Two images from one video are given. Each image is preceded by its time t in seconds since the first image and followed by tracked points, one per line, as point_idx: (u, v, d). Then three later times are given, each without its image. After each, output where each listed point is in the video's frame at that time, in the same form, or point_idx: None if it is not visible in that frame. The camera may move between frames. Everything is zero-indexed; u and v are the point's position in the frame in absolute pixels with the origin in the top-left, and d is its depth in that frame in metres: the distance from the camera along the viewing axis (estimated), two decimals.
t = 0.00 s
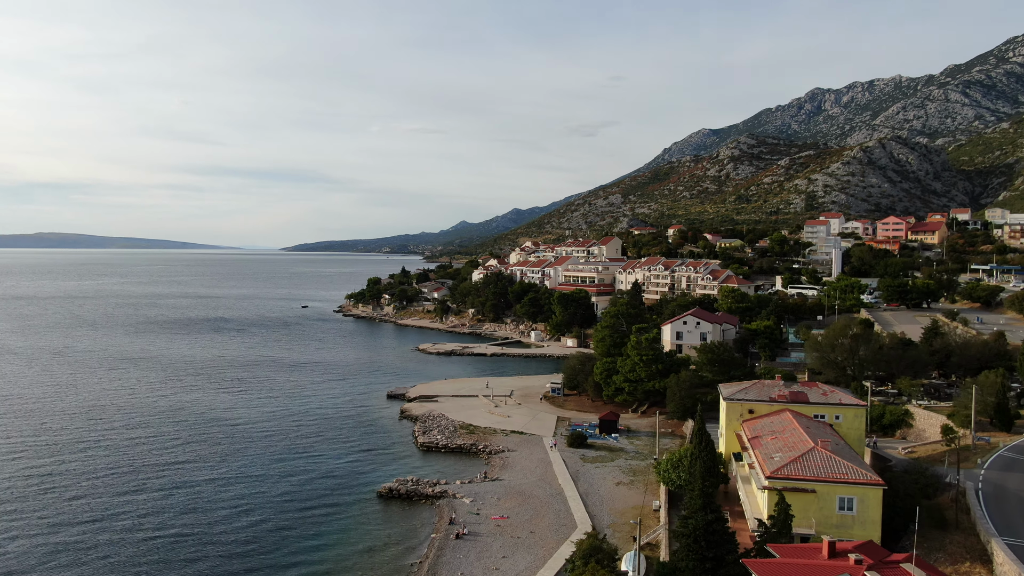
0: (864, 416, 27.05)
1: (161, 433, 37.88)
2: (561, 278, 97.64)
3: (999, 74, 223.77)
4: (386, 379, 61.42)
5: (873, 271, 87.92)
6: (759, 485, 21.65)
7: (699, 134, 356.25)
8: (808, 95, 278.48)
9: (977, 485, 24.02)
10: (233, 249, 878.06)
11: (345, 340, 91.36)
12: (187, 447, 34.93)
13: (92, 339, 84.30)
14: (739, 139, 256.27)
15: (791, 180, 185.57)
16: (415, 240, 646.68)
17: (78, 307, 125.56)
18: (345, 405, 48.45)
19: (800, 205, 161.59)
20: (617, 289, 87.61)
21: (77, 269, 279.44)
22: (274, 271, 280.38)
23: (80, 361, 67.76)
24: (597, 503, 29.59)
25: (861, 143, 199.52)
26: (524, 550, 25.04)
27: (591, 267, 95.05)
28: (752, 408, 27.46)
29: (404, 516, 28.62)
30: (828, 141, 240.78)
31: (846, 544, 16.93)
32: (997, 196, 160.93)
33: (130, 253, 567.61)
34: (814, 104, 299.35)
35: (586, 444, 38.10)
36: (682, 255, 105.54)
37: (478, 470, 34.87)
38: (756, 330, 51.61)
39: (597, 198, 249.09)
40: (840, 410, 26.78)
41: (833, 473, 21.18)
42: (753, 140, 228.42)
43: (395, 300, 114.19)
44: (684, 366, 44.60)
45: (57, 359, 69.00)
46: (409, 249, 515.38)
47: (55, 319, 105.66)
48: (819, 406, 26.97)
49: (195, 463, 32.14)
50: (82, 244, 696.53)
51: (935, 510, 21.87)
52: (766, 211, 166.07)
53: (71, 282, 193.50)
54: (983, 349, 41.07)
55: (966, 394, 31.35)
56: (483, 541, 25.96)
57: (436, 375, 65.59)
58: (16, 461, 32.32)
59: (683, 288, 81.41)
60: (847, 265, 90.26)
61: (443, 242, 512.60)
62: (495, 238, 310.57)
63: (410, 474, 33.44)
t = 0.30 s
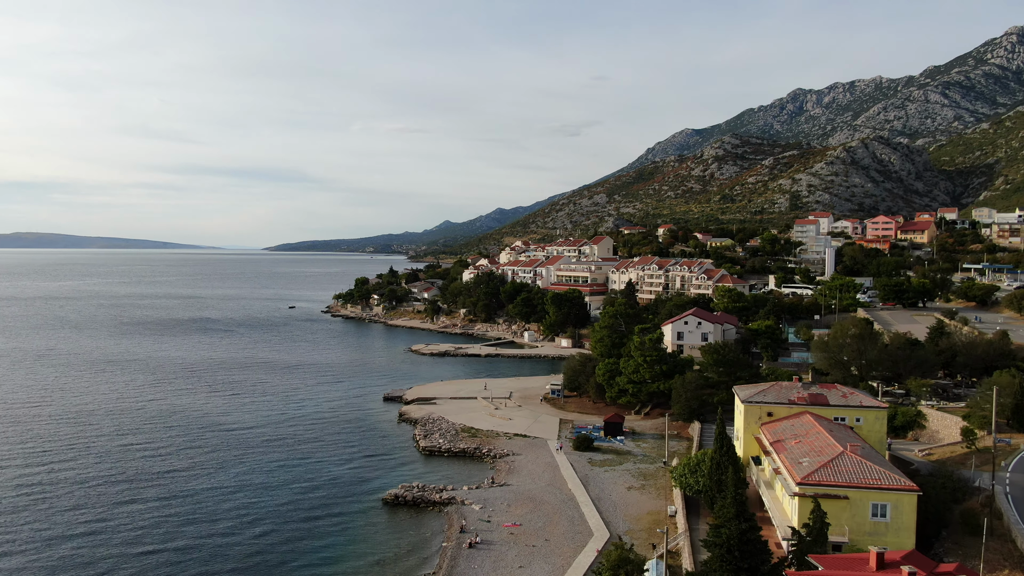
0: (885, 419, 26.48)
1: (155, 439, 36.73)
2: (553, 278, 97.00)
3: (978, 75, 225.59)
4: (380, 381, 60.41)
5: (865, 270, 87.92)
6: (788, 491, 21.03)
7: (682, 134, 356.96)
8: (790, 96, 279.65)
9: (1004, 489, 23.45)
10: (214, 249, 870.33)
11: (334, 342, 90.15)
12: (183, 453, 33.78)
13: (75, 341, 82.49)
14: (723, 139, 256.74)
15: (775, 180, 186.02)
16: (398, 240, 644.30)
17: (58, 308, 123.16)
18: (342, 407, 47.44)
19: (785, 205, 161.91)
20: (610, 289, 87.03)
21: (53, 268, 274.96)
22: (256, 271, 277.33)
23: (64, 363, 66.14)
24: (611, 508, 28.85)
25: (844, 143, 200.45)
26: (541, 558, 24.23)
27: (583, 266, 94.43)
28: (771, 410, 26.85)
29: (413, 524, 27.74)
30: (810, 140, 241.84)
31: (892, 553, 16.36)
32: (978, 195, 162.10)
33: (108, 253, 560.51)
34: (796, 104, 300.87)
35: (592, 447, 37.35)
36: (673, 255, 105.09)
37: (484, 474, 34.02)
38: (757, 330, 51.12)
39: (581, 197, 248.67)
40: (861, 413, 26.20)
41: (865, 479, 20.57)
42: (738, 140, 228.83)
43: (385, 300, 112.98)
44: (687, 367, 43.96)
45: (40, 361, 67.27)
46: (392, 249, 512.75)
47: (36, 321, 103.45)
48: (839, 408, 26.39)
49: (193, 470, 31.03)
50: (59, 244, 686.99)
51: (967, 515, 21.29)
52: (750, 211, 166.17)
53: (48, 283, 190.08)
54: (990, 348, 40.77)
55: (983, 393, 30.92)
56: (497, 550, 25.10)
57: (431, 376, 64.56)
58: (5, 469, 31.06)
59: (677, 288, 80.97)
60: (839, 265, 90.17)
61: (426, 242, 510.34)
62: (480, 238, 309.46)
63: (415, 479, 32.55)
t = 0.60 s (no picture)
0: (903, 421, 25.98)
1: (145, 446, 35.43)
2: (542, 277, 96.33)
3: (952, 77, 228.21)
4: (370, 383, 59.31)
5: (853, 269, 88.08)
6: (816, 498, 20.34)
7: (661, 134, 358.04)
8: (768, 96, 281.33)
9: None
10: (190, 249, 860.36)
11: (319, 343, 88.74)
12: (176, 462, 32.56)
13: (52, 343, 80.35)
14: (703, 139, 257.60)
15: (755, 180, 186.65)
16: (377, 240, 640.91)
17: (33, 309, 120.29)
18: (334, 410, 46.29)
19: (765, 205, 162.39)
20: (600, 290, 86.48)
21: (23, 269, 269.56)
22: (233, 271, 273.84)
23: (42, 367, 64.23)
24: (621, 514, 28.14)
25: (824, 143, 201.80)
26: (556, 568, 23.46)
27: (572, 266, 93.81)
28: (788, 413, 26.25)
29: (419, 533, 26.80)
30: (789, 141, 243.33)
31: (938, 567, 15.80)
32: (954, 195, 163.76)
33: (81, 253, 551.94)
34: (774, 105, 303.12)
35: (596, 450, 36.67)
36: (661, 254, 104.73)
37: (488, 479, 33.17)
38: (755, 330, 50.69)
39: (562, 197, 248.26)
40: (879, 415, 25.68)
41: (896, 484, 19.96)
42: (718, 140, 229.62)
43: (370, 300, 111.67)
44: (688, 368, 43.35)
45: (17, 365, 65.31)
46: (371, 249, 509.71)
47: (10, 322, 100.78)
48: (857, 411, 25.86)
49: (187, 480, 29.83)
50: (30, 244, 675.54)
51: (997, 520, 20.81)
52: (731, 211, 166.33)
53: (20, 284, 185.95)
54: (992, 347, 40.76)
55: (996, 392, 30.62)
56: (510, 559, 24.29)
57: (423, 377, 63.54)
58: None
59: (667, 288, 80.57)
60: (828, 265, 90.23)
61: (406, 242, 507.86)
62: (461, 237, 308.04)
63: (418, 486, 31.57)
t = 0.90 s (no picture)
0: (921, 424, 25.54)
1: (133, 453, 34.17)
2: (530, 277, 95.64)
3: (926, 78, 230.36)
4: (361, 385, 58.17)
5: (841, 269, 88.26)
6: (846, 505, 19.78)
7: (640, 134, 358.77)
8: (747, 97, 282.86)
9: None
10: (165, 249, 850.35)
11: (305, 344, 87.30)
12: (168, 470, 31.36)
13: (28, 346, 78.20)
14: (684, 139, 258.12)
15: (736, 180, 187.22)
16: (356, 240, 636.98)
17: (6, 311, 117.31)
18: (327, 413, 45.20)
19: (746, 205, 162.81)
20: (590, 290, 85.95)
21: None
22: (209, 271, 270.14)
23: (19, 370, 62.32)
24: (634, 520, 27.42)
25: (803, 143, 203.08)
26: None
27: (562, 266, 93.21)
28: (804, 416, 25.74)
29: (427, 541, 25.89)
30: (768, 141, 244.57)
31: None
32: (931, 195, 165.13)
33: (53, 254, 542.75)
34: (752, 106, 304.77)
35: (600, 453, 36.01)
36: (648, 254, 104.32)
37: (492, 483, 32.36)
38: (752, 331, 50.27)
39: (543, 197, 247.72)
40: (898, 417, 25.25)
41: (928, 489, 19.41)
42: (697, 141, 230.10)
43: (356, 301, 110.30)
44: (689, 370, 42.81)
45: None
46: (351, 249, 506.32)
47: None
48: (875, 413, 25.38)
49: (183, 489, 28.70)
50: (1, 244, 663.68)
51: None
52: (712, 211, 166.52)
53: None
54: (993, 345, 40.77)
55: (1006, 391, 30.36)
56: (524, 569, 23.52)
57: (414, 380, 62.55)
58: None
59: (658, 288, 80.15)
60: (816, 265, 90.29)
61: (385, 242, 504.89)
62: (441, 238, 306.48)
63: (421, 491, 30.62)
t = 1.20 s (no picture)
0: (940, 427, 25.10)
1: (123, 461, 32.93)
2: (519, 276, 94.93)
3: (901, 80, 232.42)
4: (351, 388, 57.05)
5: (829, 268, 88.50)
6: (880, 512, 19.21)
7: (620, 134, 359.18)
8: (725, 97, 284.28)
9: None
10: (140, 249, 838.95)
11: (290, 345, 85.83)
12: (161, 479, 30.15)
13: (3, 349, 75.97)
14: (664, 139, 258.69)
15: (716, 180, 187.70)
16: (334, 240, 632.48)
17: None
18: (320, 416, 44.10)
19: (726, 205, 163.16)
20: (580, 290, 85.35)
21: None
22: (184, 271, 266.21)
23: None
24: (647, 527, 26.71)
25: (782, 144, 204.25)
26: None
27: (550, 266, 92.55)
28: (823, 419, 25.21)
29: (435, 550, 25.01)
30: (747, 141, 245.68)
31: None
32: (908, 195, 166.75)
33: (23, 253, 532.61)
34: (730, 106, 306.27)
35: (604, 457, 35.33)
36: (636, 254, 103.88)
37: (497, 488, 31.51)
38: (750, 331, 49.88)
39: (524, 196, 246.96)
40: (918, 420, 24.77)
41: (963, 494, 18.87)
42: (678, 141, 230.48)
43: (341, 301, 108.91)
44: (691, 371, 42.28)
45: None
46: (329, 249, 502.49)
47: None
48: (895, 415, 24.85)
49: (178, 500, 27.55)
50: None
51: None
52: (693, 211, 166.61)
53: None
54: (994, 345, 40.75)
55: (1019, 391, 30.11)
56: None
57: (405, 382, 61.53)
58: None
59: (648, 288, 79.72)
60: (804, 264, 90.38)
61: (364, 242, 501.43)
62: (422, 237, 304.71)
63: (425, 498, 29.68)
